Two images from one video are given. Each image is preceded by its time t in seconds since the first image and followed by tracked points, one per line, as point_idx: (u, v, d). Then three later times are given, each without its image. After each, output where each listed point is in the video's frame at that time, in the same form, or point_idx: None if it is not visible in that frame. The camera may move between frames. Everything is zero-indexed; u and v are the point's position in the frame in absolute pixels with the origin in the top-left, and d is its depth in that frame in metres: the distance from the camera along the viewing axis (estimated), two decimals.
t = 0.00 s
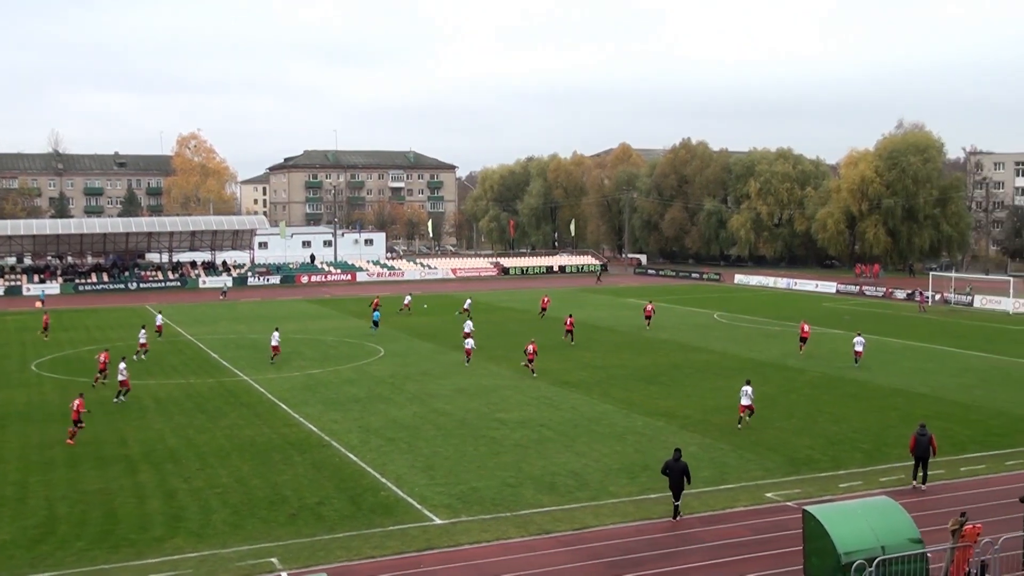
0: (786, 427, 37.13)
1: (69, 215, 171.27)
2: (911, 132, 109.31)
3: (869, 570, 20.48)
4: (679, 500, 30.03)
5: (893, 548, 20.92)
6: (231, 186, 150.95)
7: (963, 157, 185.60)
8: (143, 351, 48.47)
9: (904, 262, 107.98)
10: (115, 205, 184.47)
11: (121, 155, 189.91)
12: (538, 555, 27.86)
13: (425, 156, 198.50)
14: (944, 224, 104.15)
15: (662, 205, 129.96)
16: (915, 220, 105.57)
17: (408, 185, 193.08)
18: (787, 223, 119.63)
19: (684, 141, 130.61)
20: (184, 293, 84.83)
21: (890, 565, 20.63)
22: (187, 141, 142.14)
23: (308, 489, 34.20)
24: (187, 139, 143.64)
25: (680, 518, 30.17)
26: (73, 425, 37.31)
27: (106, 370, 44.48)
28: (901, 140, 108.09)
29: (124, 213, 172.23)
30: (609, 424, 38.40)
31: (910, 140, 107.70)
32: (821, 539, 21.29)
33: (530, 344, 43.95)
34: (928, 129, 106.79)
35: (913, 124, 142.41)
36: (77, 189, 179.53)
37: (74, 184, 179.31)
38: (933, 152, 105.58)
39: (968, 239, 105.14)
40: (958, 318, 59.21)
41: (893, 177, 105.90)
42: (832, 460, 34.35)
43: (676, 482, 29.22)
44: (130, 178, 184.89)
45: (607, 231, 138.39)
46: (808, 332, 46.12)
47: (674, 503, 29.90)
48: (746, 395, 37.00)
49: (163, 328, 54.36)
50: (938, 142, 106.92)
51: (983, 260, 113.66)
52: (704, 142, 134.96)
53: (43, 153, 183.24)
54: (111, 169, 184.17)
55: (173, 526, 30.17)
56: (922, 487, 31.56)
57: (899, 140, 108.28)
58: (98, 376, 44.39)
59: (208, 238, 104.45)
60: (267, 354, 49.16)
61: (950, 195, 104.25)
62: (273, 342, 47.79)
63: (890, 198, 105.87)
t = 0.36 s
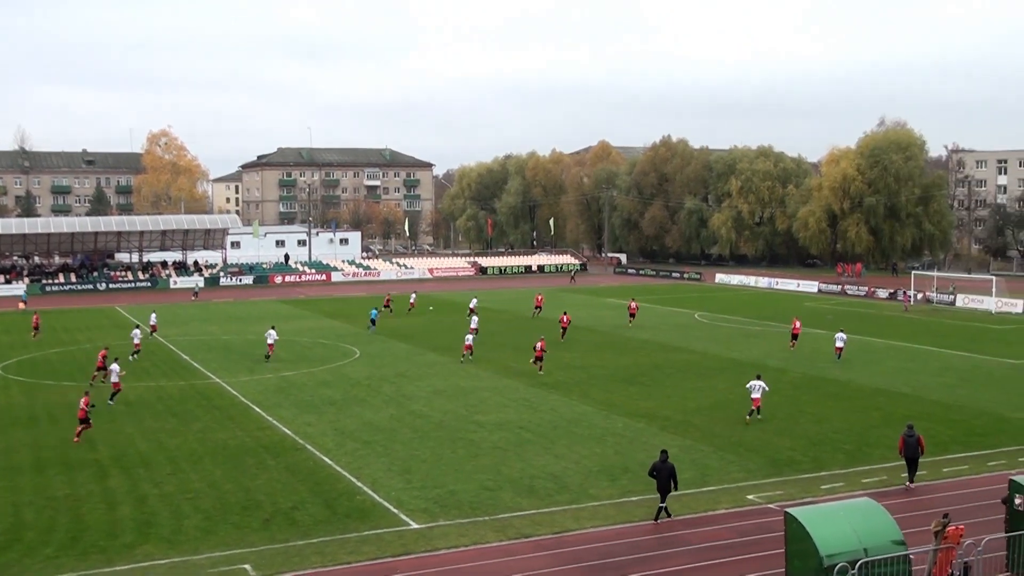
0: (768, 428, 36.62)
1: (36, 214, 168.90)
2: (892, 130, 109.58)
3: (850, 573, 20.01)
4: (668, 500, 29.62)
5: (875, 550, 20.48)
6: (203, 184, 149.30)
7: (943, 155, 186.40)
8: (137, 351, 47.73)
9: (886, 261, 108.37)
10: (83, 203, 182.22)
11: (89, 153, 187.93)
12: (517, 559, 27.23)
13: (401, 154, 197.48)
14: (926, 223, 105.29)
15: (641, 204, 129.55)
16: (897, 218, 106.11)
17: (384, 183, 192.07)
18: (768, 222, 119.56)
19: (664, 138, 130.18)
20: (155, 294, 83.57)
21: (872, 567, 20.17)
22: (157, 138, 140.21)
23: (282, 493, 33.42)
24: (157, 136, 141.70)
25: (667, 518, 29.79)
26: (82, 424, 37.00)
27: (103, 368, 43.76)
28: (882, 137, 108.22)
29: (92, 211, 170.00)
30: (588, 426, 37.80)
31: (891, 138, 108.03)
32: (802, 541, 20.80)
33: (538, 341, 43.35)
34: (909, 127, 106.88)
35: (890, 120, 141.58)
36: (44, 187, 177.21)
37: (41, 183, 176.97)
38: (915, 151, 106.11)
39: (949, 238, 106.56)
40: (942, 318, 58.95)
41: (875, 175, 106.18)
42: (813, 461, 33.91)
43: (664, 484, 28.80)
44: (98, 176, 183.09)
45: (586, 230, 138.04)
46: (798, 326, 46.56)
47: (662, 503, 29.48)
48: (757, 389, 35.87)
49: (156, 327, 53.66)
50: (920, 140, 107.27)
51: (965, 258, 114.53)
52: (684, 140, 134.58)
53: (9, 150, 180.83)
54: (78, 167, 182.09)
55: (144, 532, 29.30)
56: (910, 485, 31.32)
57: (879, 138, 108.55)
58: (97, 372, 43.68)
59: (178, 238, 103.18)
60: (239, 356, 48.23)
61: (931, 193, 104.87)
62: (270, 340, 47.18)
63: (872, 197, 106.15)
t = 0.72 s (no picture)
0: (754, 432, 35.61)
1: None
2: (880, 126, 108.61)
3: None
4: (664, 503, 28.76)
5: (865, 556, 19.49)
6: (171, 182, 146.72)
7: (932, 153, 186.42)
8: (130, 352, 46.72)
9: (875, 260, 107.49)
10: (46, 200, 179.68)
11: (52, 149, 185.28)
12: (498, 569, 26.13)
13: (377, 150, 195.82)
14: (916, 221, 104.54)
15: (625, 202, 128.34)
16: (886, 216, 105.36)
17: (359, 180, 190.30)
18: (755, 220, 118.82)
19: (648, 134, 129.39)
20: (123, 295, 81.86)
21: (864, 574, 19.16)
22: (123, 133, 137.13)
23: (254, 501, 32.13)
24: (122, 131, 138.02)
25: (663, 522, 28.92)
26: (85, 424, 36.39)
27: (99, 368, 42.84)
28: (871, 133, 107.19)
29: (56, 208, 167.26)
30: (571, 430, 36.69)
31: (880, 134, 106.90)
32: (790, 547, 19.74)
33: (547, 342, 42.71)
34: (899, 123, 105.86)
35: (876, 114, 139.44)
36: (7, 184, 174.48)
37: (3, 180, 174.28)
38: (905, 147, 105.06)
39: (940, 236, 105.77)
40: (932, 318, 58.31)
41: (864, 172, 105.28)
42: (801, 466, 32.95)
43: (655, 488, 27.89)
44: (63, 172, 180.67)
45: (568, 229, 137.32)
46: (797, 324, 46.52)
47: (653, 507, 28.52)
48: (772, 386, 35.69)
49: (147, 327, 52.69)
50: (909, 136, 106.34)
51: (956, 257, 114.54)
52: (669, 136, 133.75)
53: None
54: (42, 163, 179.59)
55: (109, 542, 27.96)
56: (908, 489, 30.48)
57: (868, 134, 107.43)
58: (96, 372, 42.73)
59: (145, 237, 101.34)
60: (210, 359, 46.84)
61: (922, 191, 104.05)
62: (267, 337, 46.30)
63: (861, 194, 105.39)
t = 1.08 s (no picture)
0: (739, 436, 34.62)
1: None
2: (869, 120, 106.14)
3: None
4: (655, 507, 27.99)
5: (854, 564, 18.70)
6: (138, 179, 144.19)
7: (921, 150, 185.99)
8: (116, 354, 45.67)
9: (863, 259, 104.61)
10: (7, 198, 177.30)
11: (13, 145, 182.58)
12: None
13: (350, 146, 193.99)
14: (905, 219, 101.51)
15: (606, 199, 127.16)
16: (874, 214, 102.46)
17: (332, 176, 188.34)
18: (740, 218, 117.83)
19: (630, 129, 128.01)
20: (89, 296, 80.12)
21: None
22: (87, 128, 135.83)
23: (224, 509, 30.85)
24: (87, 127, 137.02)
25: (653, 526, 28.01)
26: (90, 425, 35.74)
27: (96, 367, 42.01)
28: (859, 127, 104.65)
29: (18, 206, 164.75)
30: (551, 434, 35.59)
31: (868, 130, 104.54)
32: (775, 554, 18.91)
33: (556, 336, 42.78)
34: (887, 118, 103.31)
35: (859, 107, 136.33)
36: None
37: None
38: (893, 143, 102.41)
39: (929, 234, 102.80)
40: (918, 317, 57.67)
41: (851, 168, 102.65)
42: (787, 470, 31.98)
43: (646, 490, 27.19)
44: (24, 169, 178.02)
45: (549, 227, 136.15)
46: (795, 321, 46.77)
47: (642, 512, 27.63)
48: (781, 379, 36.43)
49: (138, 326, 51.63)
50: (897, 131, 103.88)
51: (945, 256, 112.45)
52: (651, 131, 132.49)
53: None
54: (4, 159, 177.12)
55: (72, 552, 26.65)
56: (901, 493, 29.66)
57: (856, 129, 105.02)
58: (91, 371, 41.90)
59: (110, 236, 99.54)
60: (178, 361, 45.47)
61: (911, 188, 101.12)
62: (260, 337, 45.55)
63: (848, 191, 102.64)
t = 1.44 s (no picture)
0: (720, 439, 33.64)
1: None
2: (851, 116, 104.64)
3: None
4: (639, 512, 27.32)
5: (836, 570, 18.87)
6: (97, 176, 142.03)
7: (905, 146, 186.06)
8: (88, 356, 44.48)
9: (847, 258, 103.14)
10: None
11: None
12: None
13: (319, 142, 192.15)
14: (889, 217, 99.98)
15: (583, 196, 126.29)
16: (858, 212, 101.05)
17: (301, 173, 186.29)
18: (720, 216, 117.07)
19: (608, 124, 127.14)
20: (48, 297, 78.21)
21: None
22: (45, 123, 133.54)
23: (188, 517, 29.58)
24: (45, 121, 134.68)
25: (636, 532, 27.10)
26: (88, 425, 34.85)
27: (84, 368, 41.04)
28: (841, 123, 103.08)
29: None
30: (528, 439, 34.49)
31: (851, 124, 102.94)
32: (759, 562, 18.96)
33: (561, 333, 42.36)
34: (870, 113, 101.77)
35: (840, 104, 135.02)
36: None
37: None
38: (876, 139, 101.16)
39: (914, 233, 101.58)
40: (901, 318, 57.07)
41: (835, 165, 101.09)
42: (769, 475, 31.05)
43: (634, 492, 26.69)
44: None
45: (524, 225, 134.96)
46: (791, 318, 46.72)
47: (630, 516, 26.97)
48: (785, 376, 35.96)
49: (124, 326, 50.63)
50: (880, 127, 102.44)
51: (930, 254, 112.42)
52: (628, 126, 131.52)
53: None
54: None
55: (29, 564, 25.35)
56: (889, 497, 28.83)
57: (839, 124, 103.40)
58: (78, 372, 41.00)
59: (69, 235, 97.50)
60: (140, 365, 44.05)
61: (895, 185, 100.03)
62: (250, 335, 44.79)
63: (831, 188, 101.06)
